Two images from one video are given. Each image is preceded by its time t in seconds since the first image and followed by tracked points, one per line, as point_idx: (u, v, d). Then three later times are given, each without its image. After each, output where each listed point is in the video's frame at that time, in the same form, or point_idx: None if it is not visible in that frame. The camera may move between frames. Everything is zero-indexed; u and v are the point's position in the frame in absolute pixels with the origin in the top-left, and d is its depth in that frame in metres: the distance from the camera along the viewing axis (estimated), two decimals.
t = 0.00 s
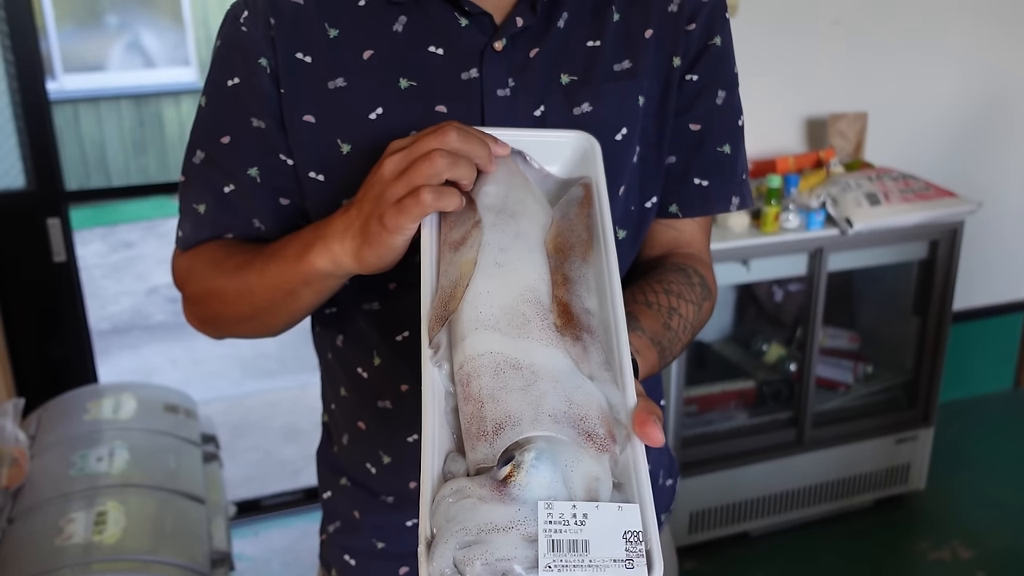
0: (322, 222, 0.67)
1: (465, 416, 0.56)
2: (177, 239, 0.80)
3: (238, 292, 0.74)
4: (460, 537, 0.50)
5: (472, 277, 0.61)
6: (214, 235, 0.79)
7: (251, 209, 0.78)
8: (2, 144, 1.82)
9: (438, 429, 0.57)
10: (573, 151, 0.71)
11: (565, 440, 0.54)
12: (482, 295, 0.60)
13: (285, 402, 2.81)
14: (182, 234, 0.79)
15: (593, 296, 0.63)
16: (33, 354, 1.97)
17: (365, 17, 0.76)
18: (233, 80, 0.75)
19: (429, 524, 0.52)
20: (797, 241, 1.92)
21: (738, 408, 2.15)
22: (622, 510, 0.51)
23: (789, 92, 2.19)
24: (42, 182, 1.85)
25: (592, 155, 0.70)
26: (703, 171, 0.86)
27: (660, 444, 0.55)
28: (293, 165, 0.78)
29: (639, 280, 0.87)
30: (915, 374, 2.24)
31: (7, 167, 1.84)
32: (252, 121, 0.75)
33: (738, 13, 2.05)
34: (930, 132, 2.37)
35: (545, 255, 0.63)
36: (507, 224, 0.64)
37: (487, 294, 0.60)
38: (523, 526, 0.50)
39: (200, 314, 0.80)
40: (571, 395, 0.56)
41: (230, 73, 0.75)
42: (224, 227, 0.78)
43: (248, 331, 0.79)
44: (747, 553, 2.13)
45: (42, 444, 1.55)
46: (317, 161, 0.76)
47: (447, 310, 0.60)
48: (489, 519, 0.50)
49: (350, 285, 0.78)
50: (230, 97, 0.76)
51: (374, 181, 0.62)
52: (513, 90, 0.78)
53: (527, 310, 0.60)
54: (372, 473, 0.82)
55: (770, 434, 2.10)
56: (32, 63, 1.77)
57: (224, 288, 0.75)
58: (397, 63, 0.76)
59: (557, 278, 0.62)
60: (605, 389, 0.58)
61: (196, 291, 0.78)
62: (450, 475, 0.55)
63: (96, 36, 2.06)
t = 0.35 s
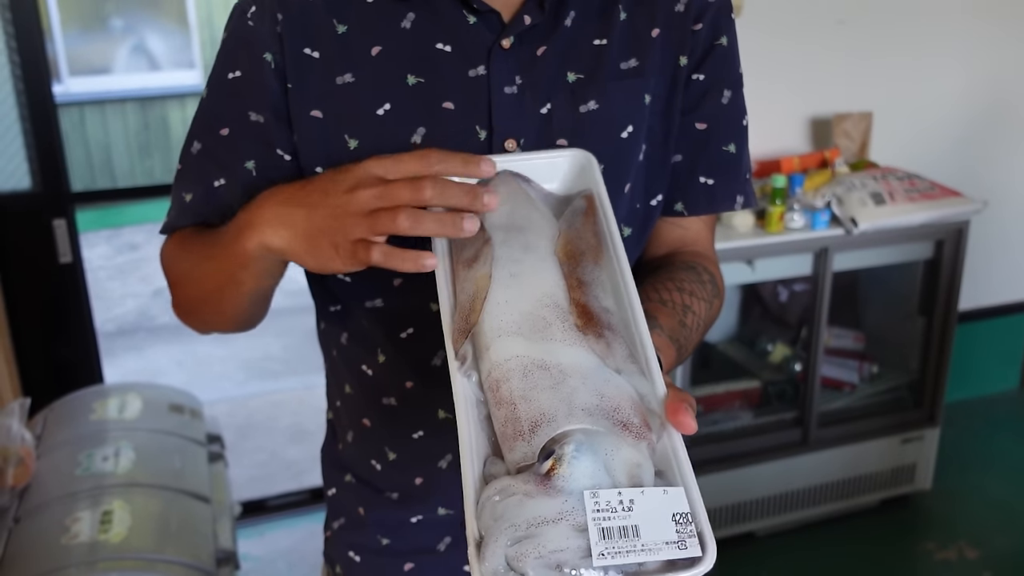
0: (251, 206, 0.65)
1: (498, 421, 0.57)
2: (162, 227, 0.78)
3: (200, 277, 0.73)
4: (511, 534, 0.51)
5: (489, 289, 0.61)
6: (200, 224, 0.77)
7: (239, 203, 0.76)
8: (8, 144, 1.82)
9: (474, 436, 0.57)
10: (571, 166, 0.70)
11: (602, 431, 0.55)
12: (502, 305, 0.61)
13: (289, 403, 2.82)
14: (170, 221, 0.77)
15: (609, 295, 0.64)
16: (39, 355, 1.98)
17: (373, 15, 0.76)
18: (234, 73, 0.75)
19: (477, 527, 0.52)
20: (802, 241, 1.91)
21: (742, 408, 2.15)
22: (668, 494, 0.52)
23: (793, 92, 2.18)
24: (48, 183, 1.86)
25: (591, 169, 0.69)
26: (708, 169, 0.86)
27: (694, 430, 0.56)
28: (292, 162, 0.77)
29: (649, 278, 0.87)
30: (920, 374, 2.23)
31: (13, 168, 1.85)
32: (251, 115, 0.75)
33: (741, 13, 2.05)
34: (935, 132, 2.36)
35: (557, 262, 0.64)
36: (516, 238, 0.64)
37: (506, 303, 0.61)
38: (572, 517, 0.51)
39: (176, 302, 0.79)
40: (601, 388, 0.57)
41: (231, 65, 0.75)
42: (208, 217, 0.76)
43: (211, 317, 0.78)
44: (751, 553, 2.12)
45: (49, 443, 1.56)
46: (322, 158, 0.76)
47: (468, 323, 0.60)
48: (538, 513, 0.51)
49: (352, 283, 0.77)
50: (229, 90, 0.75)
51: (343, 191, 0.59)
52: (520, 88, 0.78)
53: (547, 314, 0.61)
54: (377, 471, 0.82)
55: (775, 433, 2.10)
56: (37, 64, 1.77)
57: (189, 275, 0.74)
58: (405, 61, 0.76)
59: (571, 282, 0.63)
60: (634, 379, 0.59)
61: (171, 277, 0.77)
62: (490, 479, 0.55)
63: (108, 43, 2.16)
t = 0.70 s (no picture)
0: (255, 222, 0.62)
1: (487, 406, 0.57)
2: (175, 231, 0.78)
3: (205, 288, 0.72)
4: (499, 515, 0.52)
5: (480, 277, 0.62)
6: (210, 226, 0.76)
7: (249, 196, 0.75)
8: (5, 137, 1.82)
9: (463, 421, 0.56)
10: (562, 155, 0.71)
11: (588, 415, 0.56)
12: (491, 292, 0.61)
13: (289, 395, 2.82)
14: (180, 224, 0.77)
15: (597, 283, 0.64)
16: (37, 348, 1.98)
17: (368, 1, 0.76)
18: (235, 61, 0.74)
19: (465, 507, 0.52)
20: (800, 231, 1.91)
21: (741, 398, 2.16)
22: (651, 476, 0.53)
23: (792, 82, 2.18)
24: (45, 175, 1.85)
25: (581, 158, 0.71)
26: (702, 156, 0.86)
27: (675, 416, 0.57)
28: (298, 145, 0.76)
29: (641, 265, 0.87)
30: (919, 364, 2.23)
31: (10, 161, 1.84)
32: (257, 102, 0.74)
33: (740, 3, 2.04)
34: (934, 122, 2.36)
35: (545, 250, 0.65)
36: (507, 226, 0.65)
37: (495, 290, 0.61)
38: (557, 499, 0.53)
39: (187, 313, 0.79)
40: (588, 373, 0.58)
41: (231, 53, 0.74)
42: (219, 216, 0.76)
43: (223, 336, 0.77)
44: (750, 544, 2.13)
45: (47, 436, 1.56)
46: (319, 143, 0.76)
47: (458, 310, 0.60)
48: (524, 494, 0.52)
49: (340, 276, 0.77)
50: (231, 78, 0.74)
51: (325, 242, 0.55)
52: (516, 75, 0.77)
53: (535, 301, 0.61)
54: (371, 461, 0.82)
55: (774, 424, 2.10)
56: (34, 57, 1.77)
57: (195, 283, 0.74)
58: (401, 47, 0.76)
59: (560, 270, 0.64)
60: (620, 365, 0.60)
61: (180, 285, 0.76)
62: (479, 461, 0.55)
63: (105, 37, 2.24)
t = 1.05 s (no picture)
0: (308, 225, 0.61)
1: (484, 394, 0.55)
2: (166, 216, 0.76)
3: (221, 291, 0.68)
4: (503, 499, 0.52)
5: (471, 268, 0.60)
6: (200, 213, 0.74)
7: (241, 177, 0.73)
8: None
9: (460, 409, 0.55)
10: (548, 146, 0.72)
11: (587, 397, 0.55)
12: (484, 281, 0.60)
13: (286, 382, 2.82)
14: (171, 209, 0.75)
15: (589, 269, 0.64)
16: (32, 336, 1.97)
17: None
18: (227, 38, 0.72)
19: (469, 493, 0.52)
20: (797, 216, 1.90)
21: (739, 383, 2.16)
22: (654, 454, 0.53)
23: (790, 65, 2.17)
24: (37, 162, 1.85)
25: (568, 148, 0.72)
26: (697, 141, 0.86)
27: (674, 393, 0.57)
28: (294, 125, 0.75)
29: (634, 250, 0.86)
30: (916, 348, 2.23)
31: (3, 148, 1.83)
32: (251, 81, 0.72)
33: None
34: (932, 105, 2.35)
35: (537, 237, 0.65)
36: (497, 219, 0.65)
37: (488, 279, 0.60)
38: (561, 480, 0.53)
39: (176, 309, 0.74)
40: (585, 357, 0.57)
41: (223, 30, 0.72)
42: (212, 202, 0.73)
43: (234, 336, 0.73)
44: (747, 528, 2.13)
45: (43, 424, 1.56)
46: (314, 126, 0.74)
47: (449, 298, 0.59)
48: (527, 478, 0.53)
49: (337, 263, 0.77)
50: (224, 56, 0.72)
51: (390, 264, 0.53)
52: (513, 59, 0.76)
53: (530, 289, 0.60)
54: (368, 450, 0.82)
55: (771, 408, 2.11)
56: (26, 43, 1.76)
57: (204, 280, 0.69)
58: (396, 29, 0.75)
59: (552, 257, 0.64)
60: (617, 348, 0.59)
61: (175, 282, 0.72)
62: (481, 448, 0.55)
63: (97, 22, 1.87)
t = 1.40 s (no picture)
0: (307, 232, 0.61)
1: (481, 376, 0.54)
2: (144, 192, 0.76)
3: (217, 281, 0.69)
4: (501, 476, 0.52)
5: (467, 255, 0.62)
6: (188, 194, 0.74)
7: (228, 159, 0.72)
8: None
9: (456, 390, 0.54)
10: (543, 145, 0.72)
11: (583, 375, 0.55)
12: (480, 269, 0.61)
13: (282, 367, 2.82)
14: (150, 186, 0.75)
15: (584, 255, 0.64)
16: (26, 321, 1.96)
17: None
18: (218, 18, 0.71)
19: (467, 473, 0.53)
20: (794, 198, 1.90)
21: (734, 366, 2.15)
22: (652, 429, 0.54)
23: (787, 48, 2.16)
24: (30, 147, 1.83)
25: (562, 145, 0.71)
26: (696, 126, 0.86)
27: (673, 370, 0.57)
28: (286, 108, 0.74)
29: (632, 235, 0.86)
30: (912, 332, 2.23)
31: None
32: (242, 62, 0.71)
33: None
34: (929, 88, 2.34)
35: (532, 227, 0.65)
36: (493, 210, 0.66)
37: (484, 267, 0.61)
38: (558, 456, 0.52)
39: (167, 290, 0.75)
40: (583, 338, 0.57)
41: (215, 10, 0.71)
42: (200, 183, 0.73)
43: (223, 319, 0.74)
44: (743, 510, 2.14)
45: (38, 408, 1.55)
46: (309, 108, 0.73)
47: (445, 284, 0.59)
48: (525, 454, 0.52)
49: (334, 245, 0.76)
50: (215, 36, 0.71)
51: (394, 284, 0.54)
52: (511, 40, 0.76)
53: (526, 275, 0.61)
54: (364, 434, 0.82)
55: (770, 391, 2.11)
56: (16, 26, 1.74)
57: (197, 266, 0.70)
58: (393, 10, 0.73)
59: (548, 245, 0.64)
60: (614, 329, 0.59)
61: (167, 265, 0.72)
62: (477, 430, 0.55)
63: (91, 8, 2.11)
